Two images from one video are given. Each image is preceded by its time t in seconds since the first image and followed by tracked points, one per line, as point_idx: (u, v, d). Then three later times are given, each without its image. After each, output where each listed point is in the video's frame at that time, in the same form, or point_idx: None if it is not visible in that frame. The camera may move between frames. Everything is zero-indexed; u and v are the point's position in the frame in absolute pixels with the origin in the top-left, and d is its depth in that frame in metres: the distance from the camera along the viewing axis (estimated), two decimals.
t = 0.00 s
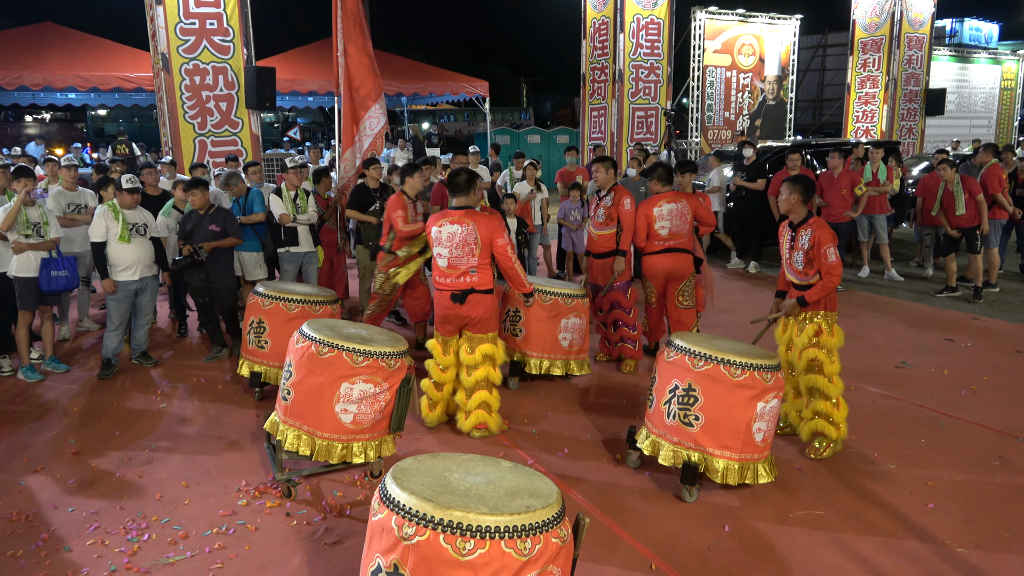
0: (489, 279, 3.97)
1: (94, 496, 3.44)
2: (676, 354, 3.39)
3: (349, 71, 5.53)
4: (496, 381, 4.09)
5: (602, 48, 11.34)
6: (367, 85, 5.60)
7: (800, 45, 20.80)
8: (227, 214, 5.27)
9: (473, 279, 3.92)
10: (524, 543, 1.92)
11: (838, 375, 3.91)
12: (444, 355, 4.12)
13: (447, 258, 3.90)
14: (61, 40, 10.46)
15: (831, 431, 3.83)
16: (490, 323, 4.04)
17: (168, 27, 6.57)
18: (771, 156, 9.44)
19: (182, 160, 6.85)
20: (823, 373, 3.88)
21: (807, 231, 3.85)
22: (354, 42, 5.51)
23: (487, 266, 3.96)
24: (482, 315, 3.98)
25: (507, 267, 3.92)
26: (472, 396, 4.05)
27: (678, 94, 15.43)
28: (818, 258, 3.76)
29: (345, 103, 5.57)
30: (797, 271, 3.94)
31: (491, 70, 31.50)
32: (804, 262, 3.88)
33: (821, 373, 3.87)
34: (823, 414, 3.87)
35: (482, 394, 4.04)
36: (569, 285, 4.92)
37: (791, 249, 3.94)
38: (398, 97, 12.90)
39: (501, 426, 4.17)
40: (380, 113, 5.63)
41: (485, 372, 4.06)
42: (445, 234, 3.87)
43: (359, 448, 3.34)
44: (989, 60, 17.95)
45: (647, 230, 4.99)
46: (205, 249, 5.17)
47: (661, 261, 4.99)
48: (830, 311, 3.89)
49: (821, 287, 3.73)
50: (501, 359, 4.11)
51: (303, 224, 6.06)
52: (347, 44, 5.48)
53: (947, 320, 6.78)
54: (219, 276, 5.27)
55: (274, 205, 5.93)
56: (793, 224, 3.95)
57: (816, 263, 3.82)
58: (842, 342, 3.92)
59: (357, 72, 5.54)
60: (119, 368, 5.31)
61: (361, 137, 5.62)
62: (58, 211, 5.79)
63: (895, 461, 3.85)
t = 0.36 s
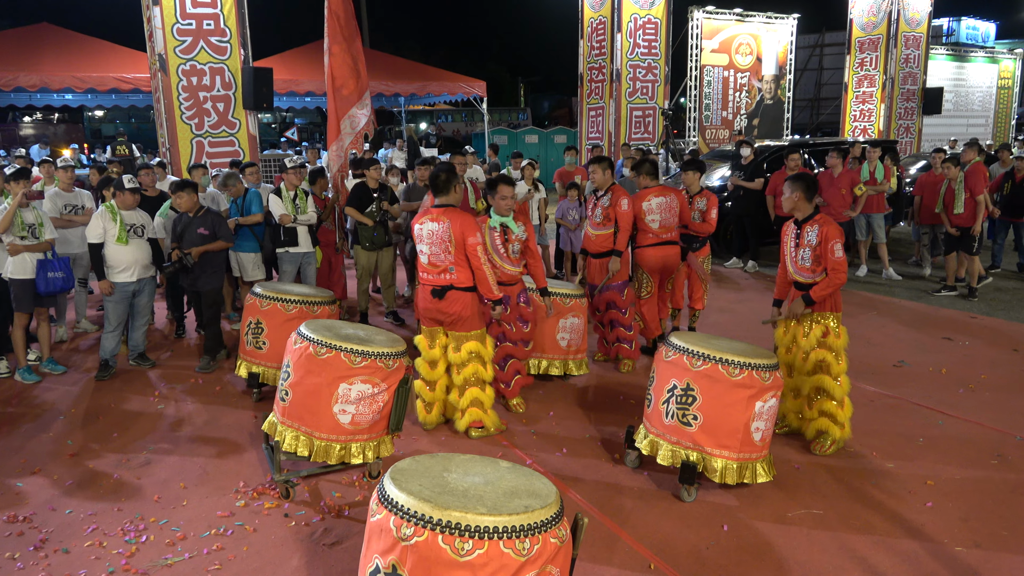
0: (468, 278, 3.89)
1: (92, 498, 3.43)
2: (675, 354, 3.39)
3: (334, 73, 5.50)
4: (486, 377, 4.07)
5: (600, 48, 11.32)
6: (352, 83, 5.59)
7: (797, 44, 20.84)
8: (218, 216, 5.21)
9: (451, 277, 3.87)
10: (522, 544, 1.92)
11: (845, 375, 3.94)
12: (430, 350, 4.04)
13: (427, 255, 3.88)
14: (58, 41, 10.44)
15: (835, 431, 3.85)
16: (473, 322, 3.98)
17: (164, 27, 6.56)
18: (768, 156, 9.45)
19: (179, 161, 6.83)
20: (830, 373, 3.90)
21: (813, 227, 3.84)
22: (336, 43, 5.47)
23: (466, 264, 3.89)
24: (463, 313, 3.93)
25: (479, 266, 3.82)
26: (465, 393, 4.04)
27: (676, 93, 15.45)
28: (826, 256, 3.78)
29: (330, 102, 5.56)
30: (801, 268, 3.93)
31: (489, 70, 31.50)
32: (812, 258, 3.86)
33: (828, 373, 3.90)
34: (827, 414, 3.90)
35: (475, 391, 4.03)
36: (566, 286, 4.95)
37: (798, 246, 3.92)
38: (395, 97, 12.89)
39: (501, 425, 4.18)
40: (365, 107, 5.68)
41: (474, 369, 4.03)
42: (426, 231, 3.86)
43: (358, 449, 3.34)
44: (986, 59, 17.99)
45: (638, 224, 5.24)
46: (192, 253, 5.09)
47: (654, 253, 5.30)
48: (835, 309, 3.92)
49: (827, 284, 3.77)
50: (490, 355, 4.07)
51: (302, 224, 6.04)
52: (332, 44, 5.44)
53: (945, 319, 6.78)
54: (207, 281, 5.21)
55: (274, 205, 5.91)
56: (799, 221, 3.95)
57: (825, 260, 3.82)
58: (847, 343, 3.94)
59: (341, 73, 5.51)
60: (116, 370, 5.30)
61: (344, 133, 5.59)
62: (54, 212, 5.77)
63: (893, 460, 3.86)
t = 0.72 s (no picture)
0: (450, 278, 3.91)
1: (89, 497, 3.42)
2: (674, 355, 3.39)
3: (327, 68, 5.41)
4: (476, 375, 4.09)
5: (598, 48, 11.28)
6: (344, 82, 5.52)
7: (796, 45, 20.86)
8: (207, 219, 5.06)
9: (432, 276, 3.90)
10: (520, 544, 1.92)
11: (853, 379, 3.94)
12: (417, 346, 4.03)
13: (412, 253, 3.91)
14: (56, 40, 10.43)
15: (836, 435, 3.85)
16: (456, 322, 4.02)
17: (163, 26, 6.55)
18: (767, 157, 9.47)
19: (177, 160, 6.82)
20: (840, 376, 3.90)
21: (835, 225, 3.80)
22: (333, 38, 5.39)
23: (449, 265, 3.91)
24: (446, 312, 3.97)
25: (459, 266, 3.82)
26: (455, 393, 4.06)
27: (674, 94, 15.46)
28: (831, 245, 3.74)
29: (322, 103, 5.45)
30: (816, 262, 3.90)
31: (488, 70, 31.51)
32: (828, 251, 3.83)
33: (837, 377, 3.89)
34: (831, 417, 3.88)
35: (466, 388, 4.04)
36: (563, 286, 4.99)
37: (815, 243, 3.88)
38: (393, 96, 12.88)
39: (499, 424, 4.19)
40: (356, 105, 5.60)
41: (462, 367, 4.07)
42: (411, 230, 3.89)
43: (355, 449, 3.34)
44: (984, 60, 18.02)
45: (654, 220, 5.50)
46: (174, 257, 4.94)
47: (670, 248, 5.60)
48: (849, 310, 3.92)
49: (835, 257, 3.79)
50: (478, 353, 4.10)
51: (300, 224, 6.03)
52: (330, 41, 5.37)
53: (942, 320, 6.80)
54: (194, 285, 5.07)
55: (272, 205, 5.91)
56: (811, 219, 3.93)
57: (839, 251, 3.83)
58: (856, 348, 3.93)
59: (334, 69, 5.41)
60: (114, 369, 5.29)
61: (334, 123, 5.48)
62: (52, 211, 5.71)
63: (890, 461, 3.87)
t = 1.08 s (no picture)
0: (437, 275, 3.87)
1: (87, 497, 3.42)
2: (672, 355, 3.39)
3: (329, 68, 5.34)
4: (466, 375, 4.07)
5: (597, 48, 11.27)
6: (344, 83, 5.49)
7: (795, 46, 20.87)
8: (182, 224, 4.83)
9: (419, 274, 3.87)
10: (519, 544, 1.92)
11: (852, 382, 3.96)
12: (411, 344, 4.02)
13: (404, 251, 3.90)
14: (54, 38, 10.42)
15: (833, 436, 3.87)
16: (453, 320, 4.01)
17: (161, 25, 6.54)
18: (766, 157, 9.49)
19: (175, 159, 6.81)
20: (838, 381, 3.91)
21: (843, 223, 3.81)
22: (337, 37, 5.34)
23: (438, 261, 3.86)
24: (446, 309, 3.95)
25: (453, 263, 3.79)
26: (448, 393, 4.09)
27: (673, 94, 15.49)
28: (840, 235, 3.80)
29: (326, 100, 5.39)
30: (821, 260, 3.90)
31: (487, 69, 31.52)
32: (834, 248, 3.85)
33: (837, 380, 3.90)
34: (829, 419, 3.89)
35: (456, 390, 4.06)
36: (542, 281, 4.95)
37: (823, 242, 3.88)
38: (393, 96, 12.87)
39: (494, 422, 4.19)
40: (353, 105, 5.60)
41: (453, 368, 4.05)
42: (404, 228, 3.89)
43: (354, 448, 3.34)
44: (982, 61, 18.05)
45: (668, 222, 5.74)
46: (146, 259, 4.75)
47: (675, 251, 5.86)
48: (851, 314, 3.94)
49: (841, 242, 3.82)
50: (468, 353, 4.07)
51: (296, 224, 6.01)
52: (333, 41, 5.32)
53: (940, 321, 6.81)
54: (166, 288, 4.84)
55: (269, 205, 5.91)
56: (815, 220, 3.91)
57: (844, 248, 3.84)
58: (856, 352, 3.95)
59: (337, 69, 5.37)
60: (112, 368, 5.28)
61: (334, 123, 5.43)
62: (50, 210, 5.69)
63: (888, 462, 3.88)
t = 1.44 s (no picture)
0: (427, 275, 3.85)
1: (85, 497, 3.42)
2: (671, 354, 3.40)
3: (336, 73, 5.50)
4: (456, 379, 3.91)
5: (595, 48, 11.24)
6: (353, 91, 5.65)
7: (793, 46, 20.89)
8: (147, 223, 4.66)
9: (412, 273, 3.87)
10: (516, 543, 1.93)
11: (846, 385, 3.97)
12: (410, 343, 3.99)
13: (402, 250, 3.93)
14: (52, 38, 10.41)
15: (830, 436, 3.86)
16: (449, 322, 3.95)
17: (159, 25, 6.54)
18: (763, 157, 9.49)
19: (173, 159, 6.81)
20: (833, 381, 3.91)
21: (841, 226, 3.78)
22: (342, 40, 5.51)
23: (429, 262, 3.84)
24: (441, 312, 3.89)
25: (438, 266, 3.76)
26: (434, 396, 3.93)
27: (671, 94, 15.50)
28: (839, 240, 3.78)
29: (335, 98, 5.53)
30: (819, 263, 3.92)
31: (485, 69, 31.51)
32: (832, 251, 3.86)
33: (832, 382, 3.90)
34: (825, 419, 3.88)
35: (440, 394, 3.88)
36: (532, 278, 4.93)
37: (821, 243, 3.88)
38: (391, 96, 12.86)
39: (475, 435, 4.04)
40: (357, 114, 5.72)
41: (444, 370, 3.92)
42: (404, 227, 3.94)
43: (352, 448, 3.34)
44: (980, 61, 18.08)
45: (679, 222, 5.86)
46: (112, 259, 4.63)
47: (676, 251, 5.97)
48: (845, 316, 3.96)
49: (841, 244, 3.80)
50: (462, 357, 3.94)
51: (292, 224, 6.02)
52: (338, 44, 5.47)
53: (937, 320, 6.82)
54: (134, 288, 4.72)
55: (264, 205, 5.93)
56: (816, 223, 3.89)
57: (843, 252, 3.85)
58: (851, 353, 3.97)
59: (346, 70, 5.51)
60: (110, 369, 5.28)
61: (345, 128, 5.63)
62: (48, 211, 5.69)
63: (885, 461, 3.89)
